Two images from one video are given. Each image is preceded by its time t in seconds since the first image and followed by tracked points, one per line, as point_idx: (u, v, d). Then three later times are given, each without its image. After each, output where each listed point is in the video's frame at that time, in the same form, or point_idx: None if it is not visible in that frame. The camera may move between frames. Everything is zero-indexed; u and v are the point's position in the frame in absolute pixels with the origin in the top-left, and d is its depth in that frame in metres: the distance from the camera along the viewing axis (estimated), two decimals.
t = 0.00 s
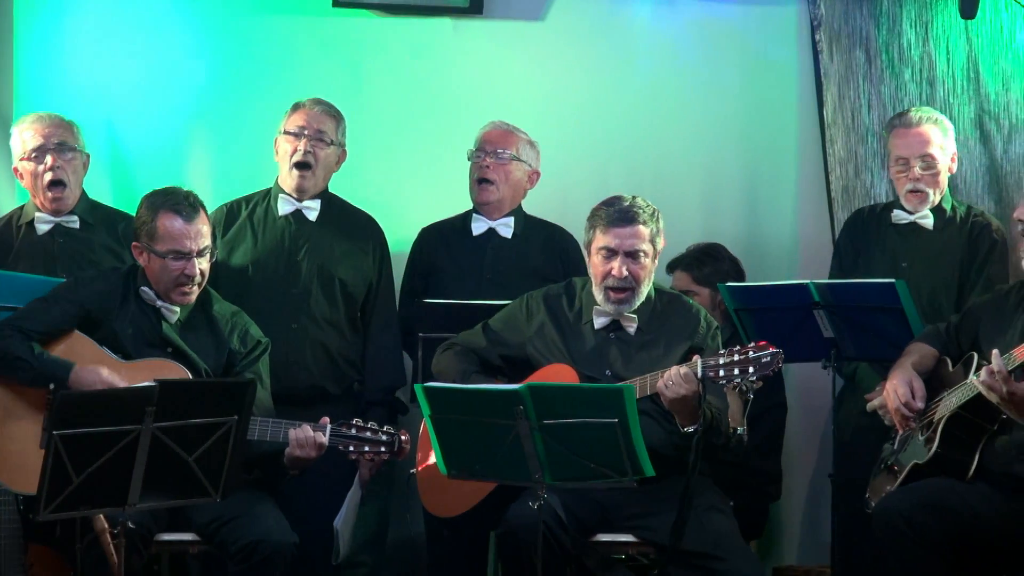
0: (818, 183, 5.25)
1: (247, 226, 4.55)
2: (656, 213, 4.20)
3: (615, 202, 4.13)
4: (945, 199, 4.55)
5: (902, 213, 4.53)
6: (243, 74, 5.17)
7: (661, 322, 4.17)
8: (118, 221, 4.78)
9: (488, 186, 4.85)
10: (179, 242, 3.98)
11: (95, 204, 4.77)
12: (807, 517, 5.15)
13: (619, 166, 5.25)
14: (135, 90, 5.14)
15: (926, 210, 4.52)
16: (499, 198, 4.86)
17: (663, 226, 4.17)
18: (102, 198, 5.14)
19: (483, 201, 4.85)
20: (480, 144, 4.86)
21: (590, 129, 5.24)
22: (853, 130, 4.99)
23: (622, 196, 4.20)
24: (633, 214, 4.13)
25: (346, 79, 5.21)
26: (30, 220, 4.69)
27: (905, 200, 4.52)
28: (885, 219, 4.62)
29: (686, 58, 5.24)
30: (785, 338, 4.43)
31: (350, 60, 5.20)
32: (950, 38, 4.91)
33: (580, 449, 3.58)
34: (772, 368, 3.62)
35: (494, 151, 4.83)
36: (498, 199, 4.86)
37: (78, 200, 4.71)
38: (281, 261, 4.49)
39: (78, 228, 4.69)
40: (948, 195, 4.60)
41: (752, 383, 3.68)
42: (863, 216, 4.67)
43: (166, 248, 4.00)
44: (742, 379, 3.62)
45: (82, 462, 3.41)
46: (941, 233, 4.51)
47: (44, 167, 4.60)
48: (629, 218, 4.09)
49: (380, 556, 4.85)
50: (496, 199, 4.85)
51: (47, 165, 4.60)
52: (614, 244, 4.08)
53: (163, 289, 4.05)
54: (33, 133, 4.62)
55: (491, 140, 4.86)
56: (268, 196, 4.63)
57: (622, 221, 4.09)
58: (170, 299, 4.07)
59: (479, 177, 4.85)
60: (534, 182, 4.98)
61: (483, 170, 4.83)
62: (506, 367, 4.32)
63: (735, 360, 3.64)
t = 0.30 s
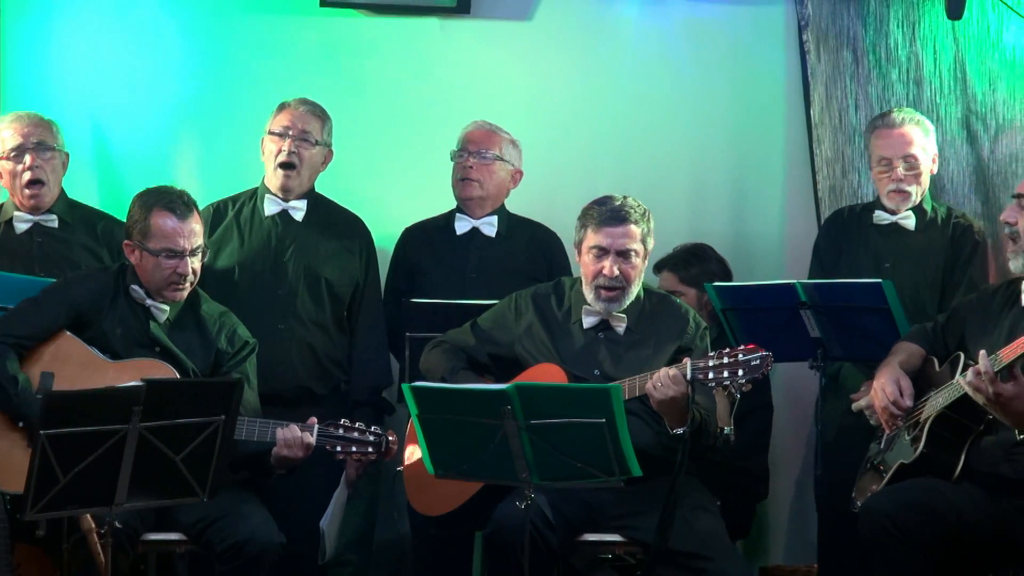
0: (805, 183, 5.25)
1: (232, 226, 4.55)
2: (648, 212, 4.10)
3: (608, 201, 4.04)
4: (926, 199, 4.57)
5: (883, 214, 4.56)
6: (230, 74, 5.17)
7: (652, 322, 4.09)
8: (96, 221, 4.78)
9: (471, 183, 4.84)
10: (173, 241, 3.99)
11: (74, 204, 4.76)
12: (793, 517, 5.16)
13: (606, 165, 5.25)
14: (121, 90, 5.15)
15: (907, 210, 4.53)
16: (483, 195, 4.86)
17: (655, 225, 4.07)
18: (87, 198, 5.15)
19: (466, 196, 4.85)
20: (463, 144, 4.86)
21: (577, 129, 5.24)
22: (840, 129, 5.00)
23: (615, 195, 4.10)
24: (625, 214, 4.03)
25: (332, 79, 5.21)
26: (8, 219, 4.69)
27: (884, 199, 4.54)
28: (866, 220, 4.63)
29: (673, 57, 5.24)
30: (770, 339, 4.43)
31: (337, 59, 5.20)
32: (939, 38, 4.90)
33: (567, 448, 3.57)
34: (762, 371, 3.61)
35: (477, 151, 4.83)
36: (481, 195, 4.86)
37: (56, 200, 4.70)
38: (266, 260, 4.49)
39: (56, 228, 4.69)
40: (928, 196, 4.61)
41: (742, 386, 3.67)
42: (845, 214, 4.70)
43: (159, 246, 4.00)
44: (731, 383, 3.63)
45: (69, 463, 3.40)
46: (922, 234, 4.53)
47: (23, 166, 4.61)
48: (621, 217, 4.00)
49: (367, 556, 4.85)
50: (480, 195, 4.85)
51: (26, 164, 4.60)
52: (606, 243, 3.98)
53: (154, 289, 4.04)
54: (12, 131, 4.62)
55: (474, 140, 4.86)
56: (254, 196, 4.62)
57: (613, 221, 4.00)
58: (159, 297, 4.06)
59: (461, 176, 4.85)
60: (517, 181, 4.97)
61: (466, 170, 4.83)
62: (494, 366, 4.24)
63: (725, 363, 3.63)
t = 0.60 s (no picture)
0: (792, 182, 5.26)
1: (220, 227, 4.54)
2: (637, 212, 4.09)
3: (597, 201, 4.02)
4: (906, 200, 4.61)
5: (865, 215, 4.58)
6: (217, 73, 5.17)
7: (640, 322, 4.07)
8: (79, 222, 4.78)
9: (453, 184, 4.84)
10: (163, 240, 3.97)
11: (56, 204, 4.76)
12: (781, 517, 5.17)
13: (594, 165, 5.25)
14: (108, 90, 5.14)
15: (890, 210, 4.56)
16: (466, 195, 4.85)
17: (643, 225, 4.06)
18: (73, 198, 5.13)
19: (451, 198, 4.85)
20: (447, 145, 4.86)
21: (565, 128, 5.23)
22: (827, 129, 4.98)
23: (604, 194, 4.09)
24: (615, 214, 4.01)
25: (320, 78, 5.20)
26: None
27: (866, 200, 4.56)
28: (849, 220, 4.66)
29: (661, 56, 5.24)
30: (758, 338, 4.43)
31: (324, 58, 5.19)
32: (924, 38, 4.92)
33: (554, 447, 3.57)
34: (749, 372, 3.59)
35: (461, 152, 4.83)
36: (465, 195, 4.86)
37: (37, 200, 4.70)
38: (252, 260, 4.49)
39: (38, 228, 4.68)
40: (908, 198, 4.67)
41: (729, 387, 3.65)
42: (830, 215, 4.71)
43: (149, 245, 3.98)
44: (719, 384, 3.61)
45: (57, 462, 3.39)
46: (906, 234, 4.56)
47: (5, 167, 4.60)
48: (610, 217, 3.98)
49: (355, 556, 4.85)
50: (464, 195, 4.85)
51: (7, 165, 4.60)
52: (596, 243, 3.96)
53: (143, 288, 4.02)
54: None
55: (457, 140, 4.86)
56: (243, 195, 4.63)
57: (603, 221, 3.98)
58: (147, 297, 4.05)
59: (445, 176, 4.84)
60: (502, 181, 4.98)
61: (450, 170, 4.82)
62: (482, 366, 4.22)
63: (713, 363, 3.61)
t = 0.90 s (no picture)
0: (781, 182, 5.26)
1: (209, 227, 4.54)
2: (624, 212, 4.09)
3: (584, 201, 4.02)
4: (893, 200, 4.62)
5: (852, 216, 4.59)
6: (207, 74, 5.17)
7: (629, 321, 4.07)
8: (70, 223, 4.78)
9: (442, 184, 4.85)
10: (141, 241, 3.97)
11: (45, 205, 4.76)
12: (769, 517, 5.17)
13: (584, 166, 5.24)
14: (97, 89, 5.15)
15: (876, 211, 4.57)
16: (454, 196, 4.87)
17: (630, 225, 4.06)
18: (63, 198, 5.14)
19: (438, 198, 4.86)
20: (436, 144, 4.87)
21: (555, 129, 5.24)
22: (817, 129, 5.00)
23: (592, 195, 4.08)
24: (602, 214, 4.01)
25: (308, 78, 5.20)
26: None
27: (853, 202, 4.56)
28: (836, 221, 4.66)
29: (650, 56, 5.25)
30: (747, 338, 4.42)
31: (313, 58, 5.19)
32: (914, 38, 4.92)
33: (543, 447, 3.57)
34: (739, 372, 3.59)
35: (450, 152, 4.84)
36: (453, 196, 4.87)
37: (26, 201, 4.70)
38: (242, 261, 4.49)
39: (27, 228, 4.67)
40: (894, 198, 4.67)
41: (717, 387, 3.65)
42: (818, 214, 4.72)
43: (128, 246, 3.99)
44: (706, 384, 3.58)
45: (46, 462, 3.39)
46: (893, 234, 4.57)
47: None
48: (598, 217, 3.98)
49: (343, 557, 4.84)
50: (452, 196, 4.86)
51: None
52: (584, 244, 3.96)
53: (124, 287, 4.03)
54: None
55: (446, 141, 4.88)
56: (233, 195, 4.62)
57: (591, 221, 3.98)
58: (130, 297, 4.04)
59: (434, 176, 4.86)
60: (490, 181, 4.98)
61: (439, 170, 4.84)
62: (471, 366, 4.19)
63: (701, 364, 3.60)
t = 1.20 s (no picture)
0: (772, 183, 5.26)
1: (198, 228, 4.52)
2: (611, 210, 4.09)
3: (572, 200, 4.02)
4: (884, 201, 4.63)
5: (843, 217, 4.60)
6: (199, 74, 5.17)
7: (619, 322, 4.07)
8: (67, 223, 4.78)
9: (438, 184, 4.84)
10: (108, 237, 3.96)
11: (44, 205, 4.76)
12: (761, 518, 5.18)
13: (576, 166, 5.25)
14: (89, 88, 5.15)
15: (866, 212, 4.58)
16: (449, 197, 4.86)
17: (618, 223, 4.06)
18: (56, 197, 5.14)
19: (435, 199, 4.85)
20: (431, 143, 4.85)
21: (547, 129, 5.25)
22: (807, 129, 5.02)
23: (579, 194, 4.09)
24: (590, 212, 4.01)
25: (300, 78, 5.21)
26: None
27: (844, 203, 4.57)
28: (827, 222, 4.67)
29: (642, 56, 5.25)
30: (738, 339, 4.43)
31: (304, 58, 5.19)
32: (904, 38, 4.93)
33: (534, 447, 3.56)
34: (730, 369, 3.61)
35: (445, 151, 4.82)
36: (447, 197, 4.87)
37: (22, 202, 4.70)
38: (234, 262, 4.49)
39: (25, 227, 4.67)
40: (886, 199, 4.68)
41: (709, 386, 3.64)
42: (807, 215, 4.73)
43: (98, 242, 3.98)
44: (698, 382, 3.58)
45: (35, 462, 3.37)
46: (885, 235, 4.58)
47: None
48: (586, 215, 3.98)
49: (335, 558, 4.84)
50: (447, 197, 4.86)
51: None
52: (573, 242, 3.96)
53: (100, 281, 4.03)
54: None
55: (441, 140, 4.85)
56: (220, 196, 4.61)
57: (579, 220, 3.98)
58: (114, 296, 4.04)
59: (429, 176, 4.84)
60: (484, 181, 4.98)
61: (434, 169, 4.82)
62: (463, 367, 4.18)
63: (692, 363, 3.60)
